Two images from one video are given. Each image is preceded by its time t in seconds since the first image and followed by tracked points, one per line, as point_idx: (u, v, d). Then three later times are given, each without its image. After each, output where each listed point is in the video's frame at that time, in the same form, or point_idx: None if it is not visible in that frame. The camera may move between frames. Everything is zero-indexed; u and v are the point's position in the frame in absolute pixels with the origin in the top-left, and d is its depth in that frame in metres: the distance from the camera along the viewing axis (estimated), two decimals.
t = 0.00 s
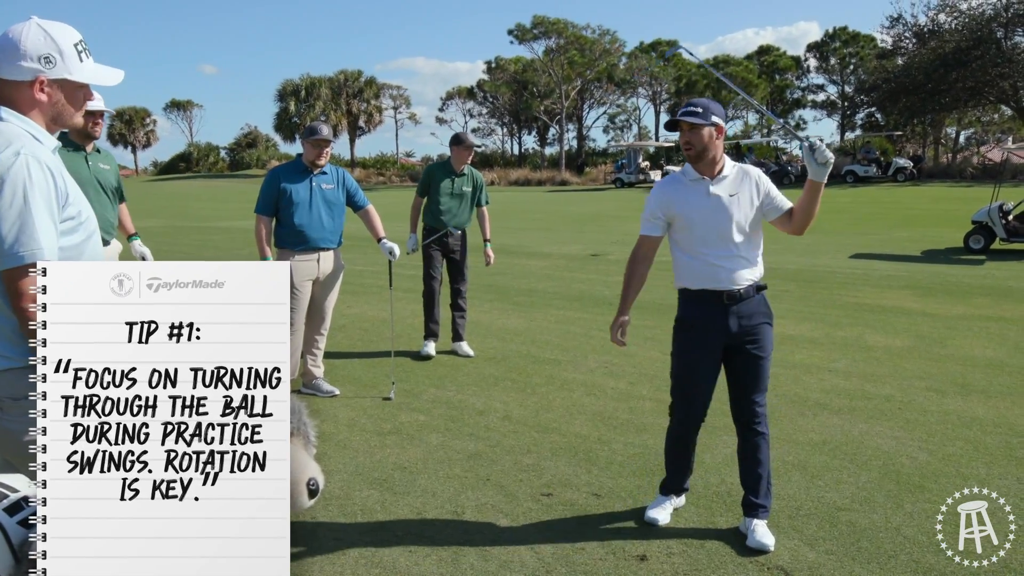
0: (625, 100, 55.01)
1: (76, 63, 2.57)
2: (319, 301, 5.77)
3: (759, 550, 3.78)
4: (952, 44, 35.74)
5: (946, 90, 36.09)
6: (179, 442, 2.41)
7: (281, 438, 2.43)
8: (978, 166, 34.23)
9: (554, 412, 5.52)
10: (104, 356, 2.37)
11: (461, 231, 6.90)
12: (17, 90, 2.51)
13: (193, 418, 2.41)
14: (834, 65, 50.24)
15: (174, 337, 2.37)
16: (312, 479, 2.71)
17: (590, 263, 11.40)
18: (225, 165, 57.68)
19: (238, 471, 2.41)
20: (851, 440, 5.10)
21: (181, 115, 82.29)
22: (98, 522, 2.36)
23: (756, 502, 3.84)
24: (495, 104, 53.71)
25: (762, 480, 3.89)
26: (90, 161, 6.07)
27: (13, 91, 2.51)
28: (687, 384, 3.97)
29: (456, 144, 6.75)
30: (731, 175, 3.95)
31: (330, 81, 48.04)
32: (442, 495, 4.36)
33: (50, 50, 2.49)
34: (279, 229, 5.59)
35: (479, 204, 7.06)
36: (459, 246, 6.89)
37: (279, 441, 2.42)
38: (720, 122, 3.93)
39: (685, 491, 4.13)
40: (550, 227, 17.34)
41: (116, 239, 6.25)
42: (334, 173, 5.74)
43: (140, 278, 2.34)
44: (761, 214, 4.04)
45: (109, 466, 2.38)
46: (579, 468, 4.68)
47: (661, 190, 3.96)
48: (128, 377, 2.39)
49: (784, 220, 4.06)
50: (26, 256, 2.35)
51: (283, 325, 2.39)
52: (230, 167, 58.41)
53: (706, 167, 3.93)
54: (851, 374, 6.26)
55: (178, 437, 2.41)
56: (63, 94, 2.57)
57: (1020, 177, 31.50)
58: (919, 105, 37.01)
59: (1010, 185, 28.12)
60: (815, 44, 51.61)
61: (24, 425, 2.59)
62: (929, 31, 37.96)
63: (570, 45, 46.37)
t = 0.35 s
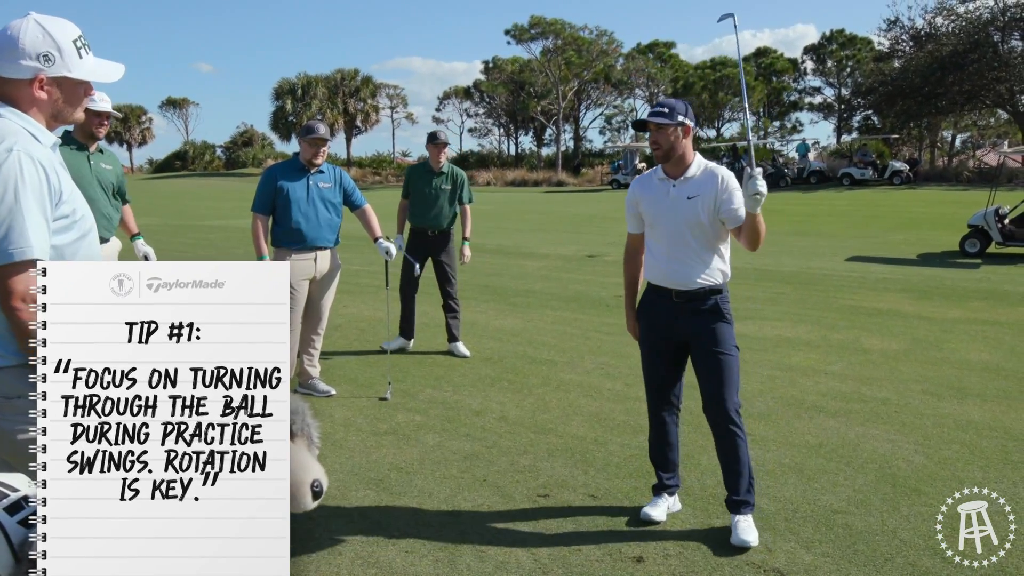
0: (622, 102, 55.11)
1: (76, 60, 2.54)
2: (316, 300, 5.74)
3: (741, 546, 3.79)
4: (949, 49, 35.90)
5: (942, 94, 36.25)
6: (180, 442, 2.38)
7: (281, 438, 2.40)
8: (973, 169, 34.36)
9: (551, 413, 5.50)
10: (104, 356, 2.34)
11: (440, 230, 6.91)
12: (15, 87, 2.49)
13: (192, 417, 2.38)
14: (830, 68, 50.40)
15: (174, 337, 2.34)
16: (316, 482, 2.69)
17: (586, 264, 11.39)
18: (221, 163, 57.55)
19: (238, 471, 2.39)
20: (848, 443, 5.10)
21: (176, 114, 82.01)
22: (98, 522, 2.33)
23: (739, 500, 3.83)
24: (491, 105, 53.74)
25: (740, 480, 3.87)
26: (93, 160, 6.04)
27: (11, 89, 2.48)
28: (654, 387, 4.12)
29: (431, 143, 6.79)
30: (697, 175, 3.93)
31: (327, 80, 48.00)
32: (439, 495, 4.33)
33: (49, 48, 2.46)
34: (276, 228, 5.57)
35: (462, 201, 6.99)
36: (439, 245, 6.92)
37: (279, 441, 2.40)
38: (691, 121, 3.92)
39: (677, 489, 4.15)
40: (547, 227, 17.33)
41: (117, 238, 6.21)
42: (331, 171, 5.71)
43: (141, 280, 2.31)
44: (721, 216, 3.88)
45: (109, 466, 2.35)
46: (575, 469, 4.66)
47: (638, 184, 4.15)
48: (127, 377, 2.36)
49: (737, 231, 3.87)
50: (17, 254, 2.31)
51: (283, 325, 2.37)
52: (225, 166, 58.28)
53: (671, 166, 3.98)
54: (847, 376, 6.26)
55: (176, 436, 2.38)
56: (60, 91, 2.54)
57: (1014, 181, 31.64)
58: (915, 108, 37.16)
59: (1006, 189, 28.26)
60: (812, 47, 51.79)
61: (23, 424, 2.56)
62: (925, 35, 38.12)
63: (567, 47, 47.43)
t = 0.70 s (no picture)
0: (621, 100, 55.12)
1: (78, 62, 2.53)
2: (315, 299, 5.74)
3: (724, 543, 3.81)
4: (948, 47, 35.93)
5: (941, 92, 36.26)
6: (180, 442, 2.38)
7: (280, 438, 2.39)
8: (972, 167, 34.38)
9: (551, 411, 5.50)
10: (104, 356, 2.34)
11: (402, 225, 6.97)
12: (16, 88, 2.49)
13: (191, 417, 2.37)
14: (829, 65, 50.47)
15: (174, 337, 2.34)
16: (314, 480, 2.67)
17: (586, 262, 11.39)
18: (219, 161, 57.53)
19: (238, 471, 2.38)
20: (847, 441, 5.10)
21: (175, 111, 82.09)
22: (98, 522, 2.33)
23: (720, 499, 3.87)
24: (490, 103, 53.72)
25: (725, 478, 3.89)
26: (93, 159, 6.04)
27: (12, 90, 2.49)
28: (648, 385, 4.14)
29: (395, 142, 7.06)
30: (688, 174, 3.93)
31: (325, 78, 47.98)
32: (437, 493, 4.33)
33: (50, 50, 2.46)
34: (275, 226, 5.57)
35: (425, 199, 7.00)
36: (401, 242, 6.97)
37: (279, 441, 2.39)
38: (687, 118, 3.92)
39: (676, 488, 4.15)
40: (547, 225, 17.33)
41: (115, 238, 6.20)
42: (331, 170, 5.70)
43: (140, 279, 2.31)
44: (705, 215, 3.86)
45: (109, 466, 2.35)
46: (574, 468, 4.66)
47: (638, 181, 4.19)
48: (128, 377, 2.35)
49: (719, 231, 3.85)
50: None
51: (284, 325, 2.36)
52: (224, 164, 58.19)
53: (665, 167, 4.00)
54: (846, 375, 6.26)
55: (175, 435, 2.38)
56: (61, 94, 2.54)
57: (1013, 179, 31.64)
58: (914, 106, 37.17)
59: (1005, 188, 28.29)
60: (811, 45, 51.79)
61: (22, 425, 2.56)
62: (925, 33, 38.13)
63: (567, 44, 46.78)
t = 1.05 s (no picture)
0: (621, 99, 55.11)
1: (81, 58, 2.54)
2: (314, 298, 5.74)
3: (724, 542, 3.82)
4: (948, 44, 35.90)
5: (941, 90, 36.22)
6: (179, 442, 2.39)
7: (280, 438, 2.40)
8: (972, 165, 34.32)
9: (550, 411, 5.50)
10: (104, 357, 2.35)
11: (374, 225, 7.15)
12: (19, 84, 2.49)
13: (191, 417, 2.38)
14: (829, 64, 50.42)
15: (174, 337, 2.35)
16: (305, 478, 2.65)
17: (586, 261, 11.39)
18: (220, 162, 57.59)
19: (238, 471, 2.39)
20: (847, 440, 5.09)
21: (176, 112, 82.21)
22: (98, 521, 2.34)
23: (721, 498, 3.87)
24: (490, 102, 53.73)
25: (725, 476, 3.90)
26: (92, 161, 6.06)
27: (14, 86, 2.49)
28: (648, 381, 4.13)
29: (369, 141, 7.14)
30: (689, 173, 3.93)
31: (325, 78, 48.03)
32: (437, 493, 4.34)
33: (54, 46, 2.46)
34: (275, 226, 5.58)
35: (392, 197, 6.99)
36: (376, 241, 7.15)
37: (279, 441, 2.40)
38: (686, 117, 3.93)
39: (675, 487, 4.15)
40: (547, 224, 17.33)
41: (115, 240, 6.22)
42: (330, 170, 5.71)
43: (140, 279, 2.32)
44: (708, 216, 3.88)
45: (109, 466, 2.36)
46: (574, 467, 4.66)
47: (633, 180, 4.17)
48: (127, 377, 2.36)
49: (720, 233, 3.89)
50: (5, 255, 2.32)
51: (283, 325, 2.37)
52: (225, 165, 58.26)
53: (666, 166, 3.99)
54: (846, 373, 6.25)
55: (175, 435, 2.38)
56: (64, 91, 2.54)
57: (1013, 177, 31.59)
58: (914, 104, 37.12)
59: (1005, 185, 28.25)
60: (811, 44, 51.73)
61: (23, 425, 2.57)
62: (924, 30, 38.07)
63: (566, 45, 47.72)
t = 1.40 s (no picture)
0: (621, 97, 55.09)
1: (94, 49, 2.53)
2: (312, 296, 5.74)
3: (724, 540, 3.82)
4: (947, 42, 35.90)
5: (940, 88, 36.21)
6: (179, 442, 2.39)
7: (280, 438, 2.40)
8: (972, 163, 34.28)
9: (550, 409, 5.50)
10: (103, 356, 2.35)
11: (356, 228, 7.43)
12: (27, 72, 2.48)
13: (191, 416, 2.38)
14: (829, 62, 50.39)
15: (174, 337, 2.35)
16: (304, 478, 2.66)
17: (586, 260, 11.39)
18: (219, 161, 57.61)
19: (238, 471, 2.39)
20: (846, 438, 5.09)
21: (175, 111, 82.28)
22: (98, 521, 2.34)
23: (721, 496, 3.87)
24: (490, 101, 53.72)
25: (724, 475, 3.90)
26: (90, 159, 6.07)
27: (23, 74, 2.48)
28: (646, 378, 4.12)
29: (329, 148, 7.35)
30: (689, 170, 3.94)
31: (324, 77, 48.02)
32: (436, 492, 4.34)
33: (66, 33, 2.45)
34: (274, 224, 5.57)
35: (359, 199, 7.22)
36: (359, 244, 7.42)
37: (279, 441, 2.40)
38: (686, 115, 3.94)
39: (675, 486, 4.15)
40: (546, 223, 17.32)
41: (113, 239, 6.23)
42: (329, 168, 5.71)
43: (140, 279, 2.32)
44: (709, 214, 3.91)
45: (109, 466, 2.36)
46: (574, 466, 4.67)
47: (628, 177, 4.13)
48: (127, 377, 2.36)
49: (721, 231, 3.94)
50: (12, 261, 2.31)
51: (283, 325, 2.37)
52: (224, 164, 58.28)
53: (665, 163, 3.97)
54: (846, 372, 6.25)
55: (175, 435, 2.38)
56: (73, 82, 2.53)
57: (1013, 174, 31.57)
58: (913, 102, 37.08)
59: (1004, 183, 28.24)
60: (811, 42, 51.70)
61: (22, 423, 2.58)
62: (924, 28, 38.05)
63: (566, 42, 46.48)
